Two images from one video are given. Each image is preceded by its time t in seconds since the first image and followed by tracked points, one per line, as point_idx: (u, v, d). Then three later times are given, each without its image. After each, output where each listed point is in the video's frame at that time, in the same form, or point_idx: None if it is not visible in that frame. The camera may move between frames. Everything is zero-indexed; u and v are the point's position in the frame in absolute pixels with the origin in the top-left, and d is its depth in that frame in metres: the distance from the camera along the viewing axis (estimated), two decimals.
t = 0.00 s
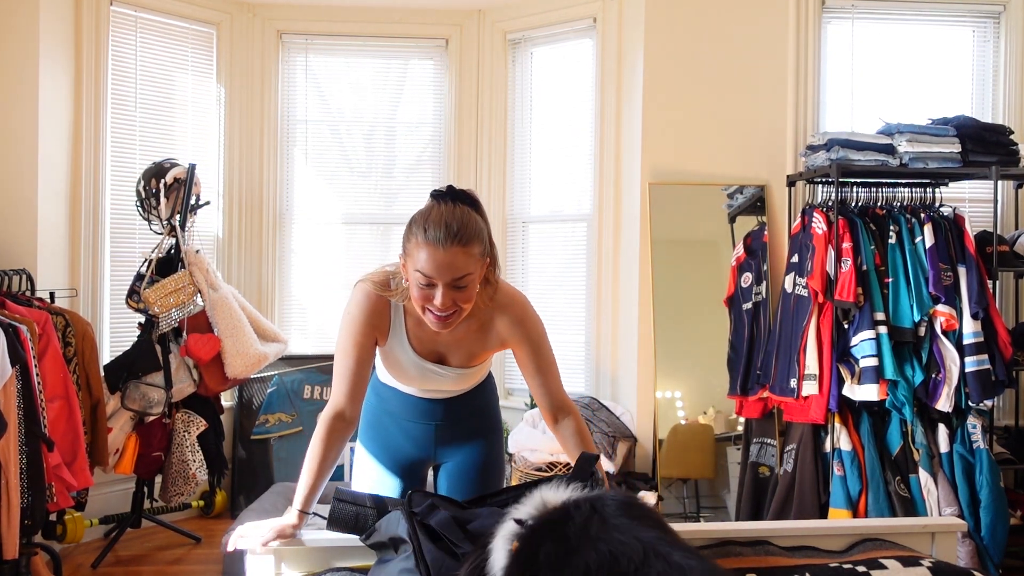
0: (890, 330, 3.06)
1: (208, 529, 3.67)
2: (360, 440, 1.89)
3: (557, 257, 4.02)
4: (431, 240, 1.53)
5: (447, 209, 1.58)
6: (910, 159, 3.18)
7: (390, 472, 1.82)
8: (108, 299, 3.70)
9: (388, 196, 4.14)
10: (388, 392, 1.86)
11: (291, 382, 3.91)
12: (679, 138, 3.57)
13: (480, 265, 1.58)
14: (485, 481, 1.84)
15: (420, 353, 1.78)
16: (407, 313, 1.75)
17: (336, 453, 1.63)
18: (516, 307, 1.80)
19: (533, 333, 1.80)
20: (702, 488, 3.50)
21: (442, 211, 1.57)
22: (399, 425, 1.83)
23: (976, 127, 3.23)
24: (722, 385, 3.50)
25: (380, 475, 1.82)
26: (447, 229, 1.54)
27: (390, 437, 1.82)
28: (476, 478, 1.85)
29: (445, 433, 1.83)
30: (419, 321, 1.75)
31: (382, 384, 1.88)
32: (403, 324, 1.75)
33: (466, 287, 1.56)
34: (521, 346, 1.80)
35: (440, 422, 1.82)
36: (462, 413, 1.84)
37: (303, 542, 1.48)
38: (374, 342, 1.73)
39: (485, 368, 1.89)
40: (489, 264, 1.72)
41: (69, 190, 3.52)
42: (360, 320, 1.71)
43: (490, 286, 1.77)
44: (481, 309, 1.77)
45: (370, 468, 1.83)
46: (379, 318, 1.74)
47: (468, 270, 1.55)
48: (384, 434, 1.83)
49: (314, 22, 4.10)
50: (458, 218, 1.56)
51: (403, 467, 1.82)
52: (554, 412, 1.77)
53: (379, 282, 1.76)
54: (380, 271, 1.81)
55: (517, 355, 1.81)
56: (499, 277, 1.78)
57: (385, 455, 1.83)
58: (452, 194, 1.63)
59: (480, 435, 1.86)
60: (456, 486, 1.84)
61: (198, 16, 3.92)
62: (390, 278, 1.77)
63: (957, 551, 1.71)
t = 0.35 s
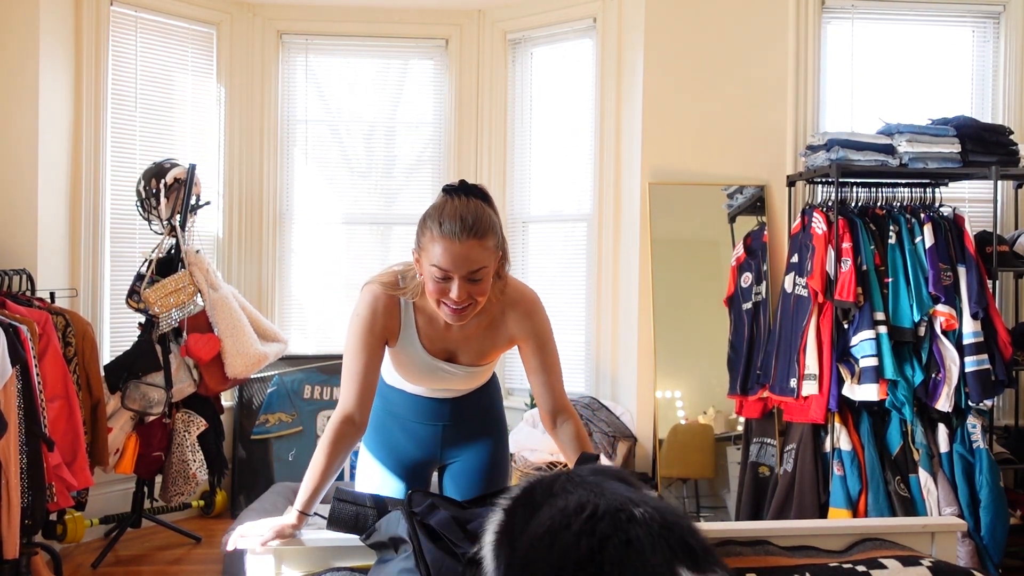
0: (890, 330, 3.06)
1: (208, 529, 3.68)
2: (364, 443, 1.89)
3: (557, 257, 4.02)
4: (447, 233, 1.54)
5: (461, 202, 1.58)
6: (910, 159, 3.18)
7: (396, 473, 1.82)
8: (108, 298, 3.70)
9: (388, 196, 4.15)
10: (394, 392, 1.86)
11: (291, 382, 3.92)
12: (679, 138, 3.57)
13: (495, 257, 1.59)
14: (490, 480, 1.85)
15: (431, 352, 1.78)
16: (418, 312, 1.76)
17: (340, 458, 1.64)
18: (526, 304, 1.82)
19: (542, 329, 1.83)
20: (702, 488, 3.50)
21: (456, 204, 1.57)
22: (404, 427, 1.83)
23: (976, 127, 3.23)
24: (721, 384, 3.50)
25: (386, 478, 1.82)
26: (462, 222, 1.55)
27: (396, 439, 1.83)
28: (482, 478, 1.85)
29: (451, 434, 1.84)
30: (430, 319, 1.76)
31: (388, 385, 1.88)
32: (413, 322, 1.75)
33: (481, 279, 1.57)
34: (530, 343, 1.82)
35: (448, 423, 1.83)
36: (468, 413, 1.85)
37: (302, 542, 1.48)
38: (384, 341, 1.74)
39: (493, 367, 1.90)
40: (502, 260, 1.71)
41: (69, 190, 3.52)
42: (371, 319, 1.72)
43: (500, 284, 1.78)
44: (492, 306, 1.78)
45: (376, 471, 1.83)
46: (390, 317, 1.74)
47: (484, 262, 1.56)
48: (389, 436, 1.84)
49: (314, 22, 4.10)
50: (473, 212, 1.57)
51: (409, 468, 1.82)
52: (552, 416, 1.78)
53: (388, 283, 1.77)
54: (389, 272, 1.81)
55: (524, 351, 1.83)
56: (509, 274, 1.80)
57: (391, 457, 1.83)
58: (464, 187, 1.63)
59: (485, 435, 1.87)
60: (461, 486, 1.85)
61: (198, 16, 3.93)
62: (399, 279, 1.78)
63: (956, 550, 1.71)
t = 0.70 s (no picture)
0: (890, 330, 3.06)
1: (208, 529, 3.67)
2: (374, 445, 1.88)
3: (557, 257, 4.02)
4: (445, 236, 1.54)
5: (460, 204, 1.58)
6: (910, 159, 3.19)
7: (405, 475, 1.81)
8: (108, 298, 3.70)
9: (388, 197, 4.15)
10: (403, 392, 1.85)
11: (291, 382, 3.92)
12: (679, 138, 3.57)
13: (494, 260, 1.59)
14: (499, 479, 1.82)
15: (432, 353, 1.78)
16: (418, 312, 1.77)
17: (341, 458, 1.66)
18: (526, 302, 1.81)
19: (544, 329, 1.82)
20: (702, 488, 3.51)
21: (455, 207, 1.57)
22: (412, 427, 1.82)
23: (976, 127, 3.23)
24: (721, 385, 3.50)
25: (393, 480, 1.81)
26: (461, 225, 1.54)
27: (404, 440, 1.82)
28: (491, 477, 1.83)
29: (458, 433, 1.82)
30: (430, 320, 1.77)
31: (397, 386, 1.87)
32: (414, 323, 1.77)
33: (479, 281, 1.57)
34: (531, 342, 1.82)
35: (455, 423, 1.81)
36: (476, 413, 1.83)
37: (301, 542, 1.48)
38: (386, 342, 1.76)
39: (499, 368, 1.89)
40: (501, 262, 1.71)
41: (69, 190, 3.52)
42: (370, 321, 1.74)
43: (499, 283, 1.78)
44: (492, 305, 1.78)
45: (383, 473, 1.82)
46: (390, 317, 1.76)
47: (483, 265, 1.56)
48: (398, 438, 1.83)
49: (314, 22, 4.10)
50: (471, 215, 1.56)
51: (416, 470, 1.81)
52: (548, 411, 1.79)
53: (389, 283, 1.78)
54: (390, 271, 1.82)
55: (526, 352, 1.82)
56: (509, 273, 1.79)
57: (398, 459, 1.82)
58: (463, 189, 1.63)
59: (494, 434, 1.85)
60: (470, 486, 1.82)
61: (198, 16, 3.92)
62: (400, 278, 1.78)
63: (956, 550, 1.70)
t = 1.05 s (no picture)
0: (890, 330, 3.06)
1: (208, 529, 3.67)
2: (380, 449, 1.84)
3: (557, 257, 4.02)
4: (438, 246, 1.54)
5: (455, 213, 1.58)
6: (910, 159, 3.19)
7: (409, 478, 1.74)
8: (108, 298, 3.70)
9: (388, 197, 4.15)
10: (407, 394, 1.81)
11: (291, 382, 3.92)
12: (679, 138, 3.57)
13: (488, 270, 1.59)
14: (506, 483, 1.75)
15: (431, 355, 1.79)
16: (417, 315, 1.79)
17: (341, 458, 1.66)
18: (525, 306, 1.82)
19: (541, 333, 1.82)
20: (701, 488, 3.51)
21: (449, 216, 1.57)
22: (417, 429, 1.77)
23: (976, 127, 3.23)
24: (721, 384, 3.50)
25: (397, 483, 1.76)
26: (454, 235, 1.54)
27: (409, 441, 1.77)
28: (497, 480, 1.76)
29: (463, 436, 1.76)
30: (428, 323, 1.78)
31: (401, 388, 1.84)
32: (412, 325, 1.78)
33: (473, 292, 1.56)
34: (529, 346, 1.82)
35: (461, 424, 1.76)
36: (481, 416, 1.78)
37: (301, 542, 1.48)
38: (384, 343, 1.78)
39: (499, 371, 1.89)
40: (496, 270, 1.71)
41: (69, 189, 3.52)
42: (369, 321, 1.76)
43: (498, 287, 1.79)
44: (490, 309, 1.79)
45: (388, 476, 1.77)
46: (389, 318, 1.78)
47: (475, 275, 1.56)
48: (403, 440, 1.78)
49: (314, 22, 4.10)
50: (466, 224, 1.56)
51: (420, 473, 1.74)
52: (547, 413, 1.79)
53: (389, 283, 1.80)
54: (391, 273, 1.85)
55: (524, 355, 1.83)
56: (507, 277, 1.80)
57: (403, 461, 1.76)
58: (459, 197, 1.63)
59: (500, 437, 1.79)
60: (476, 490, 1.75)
61: (198, 16, 3.92)
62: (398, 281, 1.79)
63: (956, 550, 1.70)
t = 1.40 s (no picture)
0: (890, 330, 3.05)
1: (208, 529, 3.67)
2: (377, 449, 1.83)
3: (557, 257, 4.02)
4: (438, 250, 1.54)
5: (454, 216, 1.58)
6: (910, 159, 3.19)
7: (407, 477, 1.73)
8: (108, 298, 3.70)
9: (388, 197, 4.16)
10: (405, 394, 1.81)
11: (291, 382, 3.92)
12: (679, 138, 3.57)
13: (487, 273, 1.59)
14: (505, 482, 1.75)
15: (430, 357, 1.79)
16: (416, 316, 1.79)
17: (340, 457, 1.66)
18: (524, 307, 1.82)
19: (540, 334, 1.82)
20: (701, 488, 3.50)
21: (448, 219, 1.57)
22: (416, 429, 1.77)
23: (976, 127, 3.23)
24: (721, 385, 3.50)
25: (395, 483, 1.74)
26: (454, 238, 1.54)
27: (407, 441, 1.76)
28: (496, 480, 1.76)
29: (462, 435, 1.76)
30: (427, 324, 1.78)
31: (399, 388, 1.83)
32: (411, 326, 1.78)
33: (472, 295, 1.57)
34: (528, 347, 1.82)
35: (459, 424, 1.76)
36: (479, 416, 1.78)
37: (301, 542, 1.48)
38: (383, 343, 1.78)
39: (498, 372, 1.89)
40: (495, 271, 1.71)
41: (69, 190, 3.52)
42: (368, 321, 1.77)
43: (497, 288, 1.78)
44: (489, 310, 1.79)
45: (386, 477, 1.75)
46: (387, 319, 1.79)
47: (475, 279, 1.56)
48: (401, 440, 1.77)
49: (314, 22, 4.10)
50: (465, 227, 1.56)
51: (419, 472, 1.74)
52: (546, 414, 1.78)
53: (389, 284, 1.80)
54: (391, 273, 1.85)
55: (524, 356, 1.83)
56: (507, 278, 1.79)
57: (401, 461, 1.75)
58: (458, 200, 1.63)
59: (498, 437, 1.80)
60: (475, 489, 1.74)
61: (198, 16, 3.92)
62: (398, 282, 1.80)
63: (956, 549, 1.70)
